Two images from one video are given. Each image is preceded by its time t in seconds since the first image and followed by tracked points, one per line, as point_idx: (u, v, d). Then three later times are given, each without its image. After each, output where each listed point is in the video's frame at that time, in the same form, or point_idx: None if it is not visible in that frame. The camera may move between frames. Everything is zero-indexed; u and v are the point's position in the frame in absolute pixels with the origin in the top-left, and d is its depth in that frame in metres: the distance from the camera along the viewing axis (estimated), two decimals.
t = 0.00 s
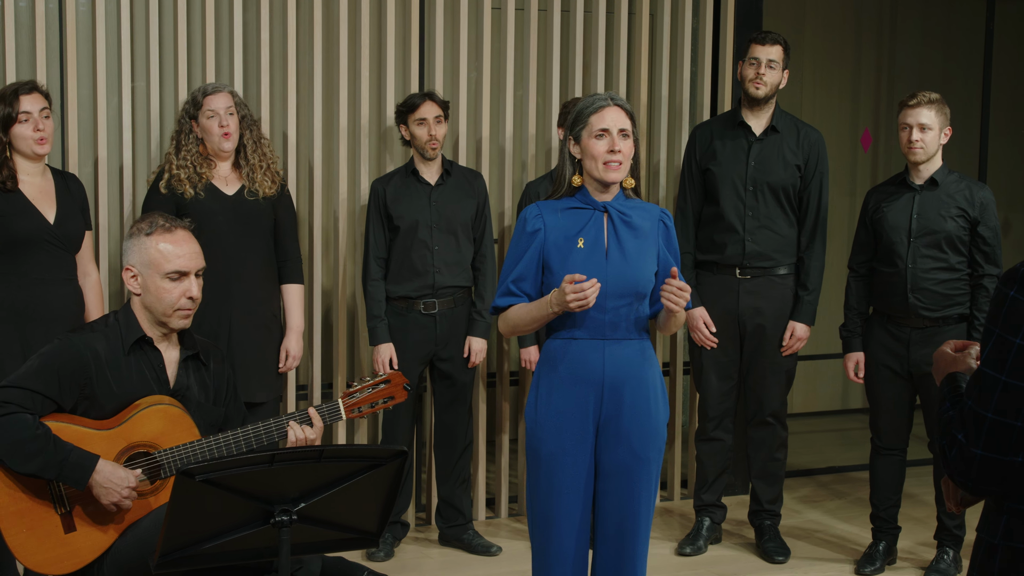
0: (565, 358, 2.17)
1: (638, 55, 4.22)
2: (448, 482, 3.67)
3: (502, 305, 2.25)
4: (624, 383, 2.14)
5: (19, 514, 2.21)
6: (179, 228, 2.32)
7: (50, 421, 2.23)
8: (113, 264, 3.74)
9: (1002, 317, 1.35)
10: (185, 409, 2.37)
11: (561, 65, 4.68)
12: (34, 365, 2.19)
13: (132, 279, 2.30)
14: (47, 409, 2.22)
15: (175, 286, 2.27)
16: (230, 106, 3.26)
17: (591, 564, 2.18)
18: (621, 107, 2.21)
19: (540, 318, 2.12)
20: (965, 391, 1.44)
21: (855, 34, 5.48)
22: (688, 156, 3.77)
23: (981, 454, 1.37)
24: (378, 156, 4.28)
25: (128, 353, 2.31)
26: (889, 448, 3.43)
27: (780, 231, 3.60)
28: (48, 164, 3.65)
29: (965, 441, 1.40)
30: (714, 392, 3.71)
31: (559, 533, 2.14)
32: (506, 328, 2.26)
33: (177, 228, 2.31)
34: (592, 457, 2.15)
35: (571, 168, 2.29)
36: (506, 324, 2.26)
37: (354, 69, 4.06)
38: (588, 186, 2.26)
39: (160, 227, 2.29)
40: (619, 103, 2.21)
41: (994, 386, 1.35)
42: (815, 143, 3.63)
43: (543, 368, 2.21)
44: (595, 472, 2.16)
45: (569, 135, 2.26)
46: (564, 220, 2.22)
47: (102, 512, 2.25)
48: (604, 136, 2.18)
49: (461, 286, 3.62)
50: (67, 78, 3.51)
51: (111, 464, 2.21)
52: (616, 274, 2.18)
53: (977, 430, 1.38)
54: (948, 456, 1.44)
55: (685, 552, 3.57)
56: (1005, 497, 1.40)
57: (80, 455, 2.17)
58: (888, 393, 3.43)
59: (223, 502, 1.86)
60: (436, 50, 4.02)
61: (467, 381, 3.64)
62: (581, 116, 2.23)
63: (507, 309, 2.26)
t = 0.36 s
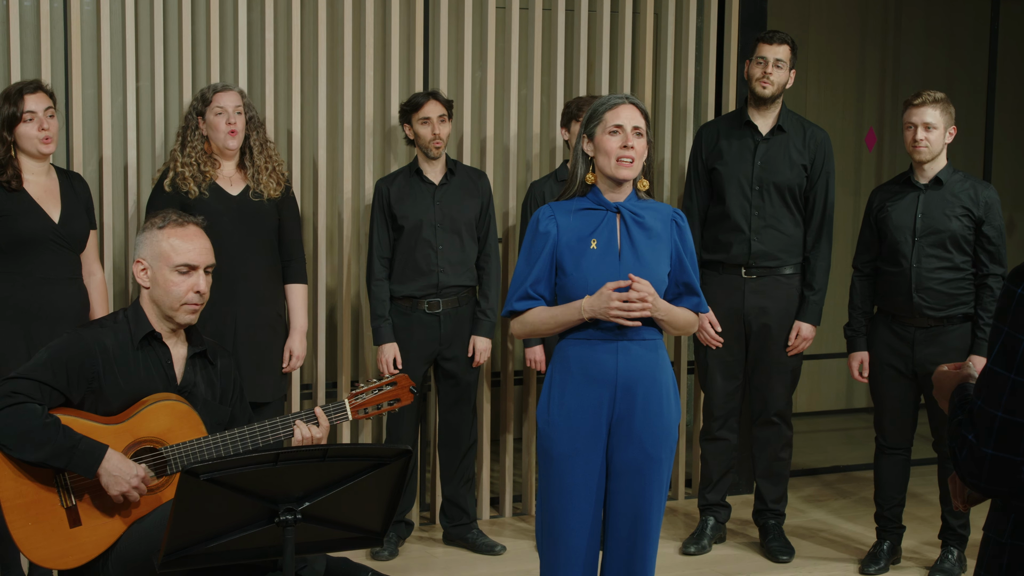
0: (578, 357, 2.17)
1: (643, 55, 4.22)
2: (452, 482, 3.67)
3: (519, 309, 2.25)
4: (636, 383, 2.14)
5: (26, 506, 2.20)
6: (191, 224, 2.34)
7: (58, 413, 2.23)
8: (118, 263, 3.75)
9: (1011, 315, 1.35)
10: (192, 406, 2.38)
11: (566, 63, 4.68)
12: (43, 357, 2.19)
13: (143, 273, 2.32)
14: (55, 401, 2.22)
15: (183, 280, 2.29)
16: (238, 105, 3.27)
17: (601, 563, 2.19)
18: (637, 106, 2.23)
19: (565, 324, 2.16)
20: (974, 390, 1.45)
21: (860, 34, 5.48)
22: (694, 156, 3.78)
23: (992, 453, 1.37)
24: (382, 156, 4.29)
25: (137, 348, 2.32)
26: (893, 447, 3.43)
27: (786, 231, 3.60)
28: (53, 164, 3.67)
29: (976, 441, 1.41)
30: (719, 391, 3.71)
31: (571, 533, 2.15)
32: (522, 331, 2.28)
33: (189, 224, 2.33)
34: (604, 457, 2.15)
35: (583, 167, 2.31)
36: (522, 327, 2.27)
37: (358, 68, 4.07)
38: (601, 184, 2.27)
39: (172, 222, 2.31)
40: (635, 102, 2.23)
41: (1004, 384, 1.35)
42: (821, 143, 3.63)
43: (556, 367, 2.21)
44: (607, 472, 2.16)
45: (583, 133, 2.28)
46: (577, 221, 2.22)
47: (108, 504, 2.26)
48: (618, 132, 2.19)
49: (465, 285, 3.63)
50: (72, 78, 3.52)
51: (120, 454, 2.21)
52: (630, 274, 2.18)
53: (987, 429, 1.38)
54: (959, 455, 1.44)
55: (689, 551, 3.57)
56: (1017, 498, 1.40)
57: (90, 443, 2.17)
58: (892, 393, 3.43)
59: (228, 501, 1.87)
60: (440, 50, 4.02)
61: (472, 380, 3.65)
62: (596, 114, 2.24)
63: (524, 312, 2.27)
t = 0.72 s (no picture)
0: (585, 355, 2.18)
1: (647, 53, 4.22)
2: (455, 480, 3.68)
3: (527, 309, 2.26)
4: (643, 382, 2.14)
5: (32, 502, 2.20)
6: (215, 231, 2.34)
7: (66, 410, 2.23)
8: (122, 261, 3.76)
9: (1017, 316, 1.35)
10: (199, 406, 2.39)
11: (569, 61, 4.68)
12: (53, 354, 2.20)
13: (161, 274, 2.31)
14: (63, 398, 2.22)
15: (202, 287, 2.29)
16: (246, 105, 3.28)
17: (609, 563, 2.19)
18: (653, 107, 2.24)
19: (574, 324, 2.16)
20: (980, 390, 1.45)
21: (864, 33, 5.48)
22: (699, 155, 3.77)
23: (996, 454, 1.38)
24: (386, 155, 4.30)
25: (147, 347, 2.32)
26: (897, 447, 3.42)
27: (790, 230, 3.60)
28: (57, 162, 3.67)
29: (982, 441, 1.41)
30: (723, 390, 3.71)
31: (578, 532, 2.15)
32: (530, 331, 2.29)
33: (213, 231, 2.33)
34: (611, 456, 2.16)
35: (594, 162, 2.30)
36: (531, 327, 2.28)
37: (362, 66, 4.07)
38: (610, 183, 2.27)
39: (197, 227, 2.31)
40: (652, 104, 2.23)
41: (1009, 385, 1.35)
42: (826, 142, 3.62)
43: (563, 366, 2.22)
44: (613, 471, 2.17)
45: (597, 129, 2.28)
46: (584, 221, 2.23)
47: (113, 501, 2.26)
48: (632, 132, 2.19)
49: (469, 284, 3.63)
50: (76, 77, 3.52)
51: (127, 450, 2.21)
52: (638, 272, 2.18)
53: (992, 429, 1.38)
54: (965, 456, 1.44)
55: (692, 551, 3.57)
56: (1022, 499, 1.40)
57: (97, 439, 2.16)
58: (896, 392, 3.43)
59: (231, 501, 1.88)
60: (444, 48, 4.02)
61: (475, 379, 3.65)
62: (612, 111, 2.25)
63: (532, 312, 2.27)
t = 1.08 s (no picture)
0: (587, 355, 2.18)
1: (650, 53, 4.22)
2: (459, 479, 3.69)
3: (530, 306, 2.25)
4: (646, 382, 2.14)
5: (37, 501, 2.21)
6: (229, 236, 2.34)
7: (70, 409, 2.23)
8: (126, 260, 3.77)
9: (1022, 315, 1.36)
10: (203, 406, 2.40)
11: (573, 60, 4.68)
12: (56, 354, 2.20)
13: (174, 278, 2.30)
14: (67, 398, 2.23)
15: (217, 294, 2.29)
16: (253, 105, 3.29)
17: (611, 562, 2.20)
18: (661, 108, 2.24)
19: (578, 321, 2.16)
20: (985, 390, 1.45)
21: (868, 32, 5.47)
22: (703, 154, 3.78)
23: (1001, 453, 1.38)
24: (389, 154, 4.31)
25: (151, 348, 2.32)
26: (900, 446, 3.42)
27: (794, 229, 3.60)
28: (60, 162, 3.68)
29: (986, 441, 1.41)
30: (726, 390, 3.71)
31: (581, 532, 2.16)
32: (533, 329, 2.29)
33: (228, 236, 2.33)
34: (614, 456, 2.16)
35: (599, 159, 2.30)
36: (533, 325, 2.28)
37: (365, 65, 4.08)
38: (614, 182, 2.28)
39: (213, 232, 2.31)
40: (660, 105, 2.24)
41: (1014, 385, 1.35)
42: (830, 141, 3.62)
43: (565, 365, 2.22)
44: (616, 470, 2.17)
45: (603, 128, 2.28)
46: (588, 219, 2.23)
47: (117, 501, 2.27)
48: (640, 132, 2.20)
49: (472, 283, 3.63)
50: (80, 76, 3.53)
51: (130, 452, 2.22)
52: (641, 270, 2.19)
53: (997, 429, 1.38)
54: (970, 456, 1.44)
55: (696, 550, 3.57)
56: None
57: (100, 442, 2.17)
58: (900, 392, 3.43)
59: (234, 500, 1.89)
60: (447, 47, 4.03)
61: (479, 378, 3.66)
62: (619, 111, 2.24)
63: (535, 310, 2.27)
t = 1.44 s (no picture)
0: (588, 356, 2.18)
1: (655, 52, 4.23)
2: (463, 479, 3.70)
3: (530, 306, 2.26)
4: (646, 381, 2.15)
5: (40, 502, 2.22)
6: (208, 225, 2.35)
7: (72, 410, 2.24)
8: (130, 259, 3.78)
9: None
10: (204, 402, 2.39)
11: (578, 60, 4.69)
12: (55, 356, 2.22)
13: (158, 273, 2.32)
14: (68, 400, 2.24)
15: (200, 283, 2.30)
16: (259, 105, 3.30)
17: (613, 562, 2.20)
18: (662, 108, 2.24)
19: (579, 320, 2.17)
20: (991, 391, 1.45)
21: (873, 32, 5.48)
22: (706, 154, 3.78)
23: (1008, 454, 1.38)
24: (394, 153, 4.32)
25: (147, 347, 2.32)
26: (905, 446, 3.42)
27: (798, 229, 3.60)
28: (65, 161, 3.70)
29: (994, 442, 1.41)
30: (730, 389, 3.71)
31: (583, 531, 2.16)
32: (533, 329, 2.29)
33: (207, 226, 2.34)
34: (615, 455, 2.16)
35: (599, 158, 2.31)
36: (534, 325, 2.29)
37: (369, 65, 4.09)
38: (614, 180, 2.29)
39: (190, 223, 2.32)
40: (662, 105, 2.24)
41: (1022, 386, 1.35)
42: (833, 141, 3.62)
43: (566, 365, 2.22)
44: (618, 470, 2.18)
45: (605, 125, 2.28)
46: (588, 219, 2.23)
47: (120, 502, 2.27)
48: (641, 130, 2.20)
49: (477, 283, 3.64)
50: (84, 76, 3.54)
51: (131, 454, 2.22)
52: (641, 269, 2.19)
53: (1004, 430, 1.38)
54: (977, 458, 1.44)
55: (701, 549, 3.57)
56: None
57: (102, 445, 2.18)
58: (904, 392, 3.43)
59: (244, 497, 1.90)
60: (451, 48, 4.04)
61: (483, 377, 3.66)
62: (621, 109, 2.25)
63: (534, 310, 2.28)
